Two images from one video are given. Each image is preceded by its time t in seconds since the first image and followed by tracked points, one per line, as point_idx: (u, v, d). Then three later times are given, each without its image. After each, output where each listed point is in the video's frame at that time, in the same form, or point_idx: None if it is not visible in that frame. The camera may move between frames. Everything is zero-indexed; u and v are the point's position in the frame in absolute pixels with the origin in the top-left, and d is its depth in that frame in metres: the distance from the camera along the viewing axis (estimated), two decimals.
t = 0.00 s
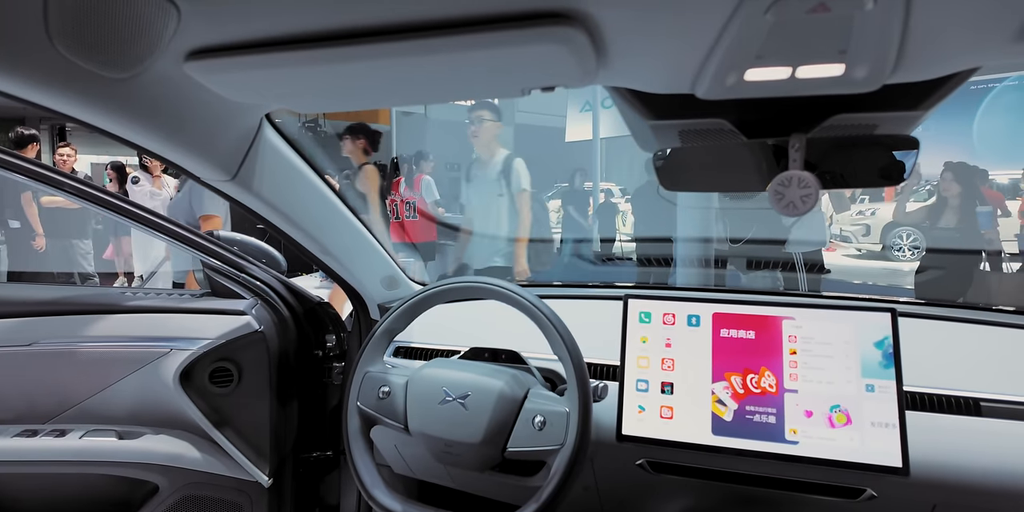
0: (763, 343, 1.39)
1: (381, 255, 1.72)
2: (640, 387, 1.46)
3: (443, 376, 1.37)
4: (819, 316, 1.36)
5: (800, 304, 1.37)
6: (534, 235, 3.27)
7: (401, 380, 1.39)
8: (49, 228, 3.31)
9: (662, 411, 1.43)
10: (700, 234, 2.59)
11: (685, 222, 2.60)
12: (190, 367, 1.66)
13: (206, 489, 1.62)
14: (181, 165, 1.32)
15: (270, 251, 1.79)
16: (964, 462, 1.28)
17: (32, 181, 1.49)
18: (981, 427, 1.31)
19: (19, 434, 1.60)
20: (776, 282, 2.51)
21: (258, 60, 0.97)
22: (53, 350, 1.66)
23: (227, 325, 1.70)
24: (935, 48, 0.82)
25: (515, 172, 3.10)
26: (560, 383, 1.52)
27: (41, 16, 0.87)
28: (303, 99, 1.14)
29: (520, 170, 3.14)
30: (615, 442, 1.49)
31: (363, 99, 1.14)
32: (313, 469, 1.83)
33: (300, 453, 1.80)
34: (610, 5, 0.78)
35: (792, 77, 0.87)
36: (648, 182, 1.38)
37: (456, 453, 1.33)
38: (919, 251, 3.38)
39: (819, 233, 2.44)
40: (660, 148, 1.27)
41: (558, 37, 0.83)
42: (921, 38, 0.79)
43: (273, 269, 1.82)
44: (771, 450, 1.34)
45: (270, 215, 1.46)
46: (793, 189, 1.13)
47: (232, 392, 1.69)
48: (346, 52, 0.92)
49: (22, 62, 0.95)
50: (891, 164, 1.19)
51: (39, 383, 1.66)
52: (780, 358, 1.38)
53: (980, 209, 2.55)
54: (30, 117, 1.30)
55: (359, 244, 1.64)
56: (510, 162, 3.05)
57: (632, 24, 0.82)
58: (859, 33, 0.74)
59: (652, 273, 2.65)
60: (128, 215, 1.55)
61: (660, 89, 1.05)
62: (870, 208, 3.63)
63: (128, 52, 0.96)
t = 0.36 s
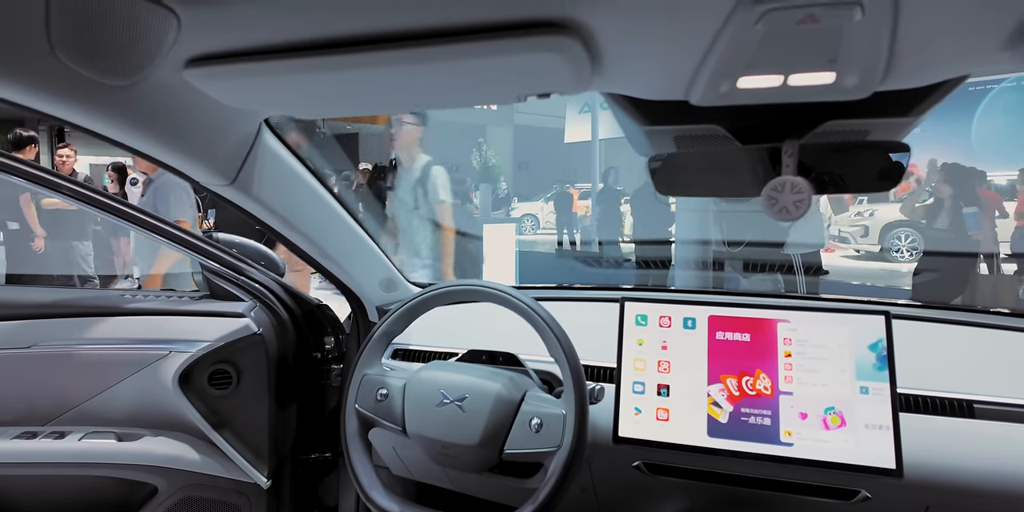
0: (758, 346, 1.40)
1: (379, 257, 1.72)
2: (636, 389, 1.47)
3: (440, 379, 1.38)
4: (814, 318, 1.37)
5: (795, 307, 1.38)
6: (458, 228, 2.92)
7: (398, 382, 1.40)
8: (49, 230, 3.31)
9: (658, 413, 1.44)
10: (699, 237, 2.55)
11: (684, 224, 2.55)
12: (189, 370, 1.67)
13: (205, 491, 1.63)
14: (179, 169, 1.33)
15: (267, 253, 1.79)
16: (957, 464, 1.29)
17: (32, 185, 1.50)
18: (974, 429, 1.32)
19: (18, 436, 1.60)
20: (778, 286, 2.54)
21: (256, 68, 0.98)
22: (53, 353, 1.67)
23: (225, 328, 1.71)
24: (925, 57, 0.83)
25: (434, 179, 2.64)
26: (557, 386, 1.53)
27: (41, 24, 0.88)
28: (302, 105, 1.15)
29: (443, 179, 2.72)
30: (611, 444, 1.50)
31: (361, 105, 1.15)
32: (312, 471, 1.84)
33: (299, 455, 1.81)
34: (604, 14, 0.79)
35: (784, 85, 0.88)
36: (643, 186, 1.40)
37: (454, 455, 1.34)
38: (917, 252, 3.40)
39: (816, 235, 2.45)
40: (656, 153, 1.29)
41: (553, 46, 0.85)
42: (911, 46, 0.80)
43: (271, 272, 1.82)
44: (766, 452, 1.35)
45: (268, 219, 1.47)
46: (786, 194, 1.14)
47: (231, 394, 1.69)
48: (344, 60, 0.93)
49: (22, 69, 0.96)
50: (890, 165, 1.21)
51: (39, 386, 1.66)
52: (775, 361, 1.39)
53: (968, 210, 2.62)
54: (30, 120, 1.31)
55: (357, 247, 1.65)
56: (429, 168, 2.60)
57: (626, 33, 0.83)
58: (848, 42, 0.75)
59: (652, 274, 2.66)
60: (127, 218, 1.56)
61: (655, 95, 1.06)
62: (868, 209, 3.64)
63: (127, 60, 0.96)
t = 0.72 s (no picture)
0: (751, 344, 1.40)
1: (373, 256, 1.72)
2: (630, 388, 1.47)
3: (433, 378, 1.38)
4: (808, 317, 1.37)
5: (789, 306, 1.38)
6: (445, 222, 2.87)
7: (392, 381, 1.40)
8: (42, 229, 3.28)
9: (652, 411, 1.44)
10: (696, 237, 2.50)
11: (683, 223, 2.53)
12: (183, 369, 1.67)
13: (199, 490, 1.63)
14: (171, 168, 1.33)
15: (263, 253, 1.77)
16: (950, 462, 1.29)
17: (26, 184, 1.50)
18: (967, 427, 1.32)
19: (11, 436, 1.60)
20: (775, 285, 2.51)
21: (247, 64, 0.98)
22: (46, 352, 1.66)
23: (219, 327, 1.70)
24: (914, 53, 0.83)
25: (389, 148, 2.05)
26: (551, 384, 1.53)
27: (30, 20, 0.87)
28: (294, 103, 1.15)
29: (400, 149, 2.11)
30: (604, 443, 1.50)
31: (353, 103, 1.15)
32: (306, 471, 1.83)
33: (293, 454, 1.81)
34: (593, 10, 0.79)
35: (774, 81, 0.88)
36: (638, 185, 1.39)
37: (447, 454, 1.33)
38: (915, 253, 3.40)
39: (813, 235, 2.46)
40: (652, 152, 1.28)
41: (543, 42, 0.84)
42: (900, 42, 0.80)
43: (267, 271, 1.82)
44: (759, 450, 1.35)
45: (262, 218, 1.47)
46: (777, 192, 1.15)
47: (225, 394, 1.69)
48: (334, 56, 0.93)
49: (11, 66, 0.95)
50: (885, 165, 1.20)
51: (32, 385, 1.66)
52: (769, 359, 1.38)
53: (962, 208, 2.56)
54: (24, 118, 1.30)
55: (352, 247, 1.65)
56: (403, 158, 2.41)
57: (615, 29, 0.83)
58: (836, 38, 0.75)
59: (650, 273, 2.64)
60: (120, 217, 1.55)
61: (646, 93, 1.06)
62: (866, 209, 3.63)
63: (117, 56, 0.96)
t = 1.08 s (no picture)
0: (742, 345, 1.40)
1: (365, 257, 1.71)
2: (621, 388, 1.47)
3: (425, 379, 1.37)
4: (798, 317, 1.37)
5: (779, 306, 1.38)
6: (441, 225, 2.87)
7: (383, 382, 1.39)
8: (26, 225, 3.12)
9: (643, 412, 1.44)
10: (693, 237, 2.53)
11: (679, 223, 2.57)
12: (174, 370, 1.66)
13: (192, 492, 1.63)
14: (161, 168, 1.32)
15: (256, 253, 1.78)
16: (939, 461, 1.30)
17: (15, 184, 1.49)
18: (957, 427, 1.32)
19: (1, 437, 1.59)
20: (771, 285, 2.53)
21: (234, 64, 0.98)
22: (37, 353, 1.66)
23: (212, 328, 1.70)
24: (899, 54, 0.83)
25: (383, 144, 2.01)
26: (543, 385, 1.53)
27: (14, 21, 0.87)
28: (283, 103, 1.15)
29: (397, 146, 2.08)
30: (596, 443, 1.50)
31: (342, 103, 1.15)
32: (299, 472, 1.83)
33: (286, 456, 1.81)
34: (579, 10, 0.79)
35: (761, 82, 0.88)
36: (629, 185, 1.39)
37: (438, 455, 1.33)
38: (911, 253, 3.40)
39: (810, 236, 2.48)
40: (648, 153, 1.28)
41: (528, 42, 0.84)
42: (885, 41, 0.79)
43: (260, 272, 1.81)
44: (750, 451, 1.35)
45: (253, 219, 1.47)
46: (765, 193, 1.14)
47: (216, 395, 1.69)
48: (320, 56, 0.93)
49: None
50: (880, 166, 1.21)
51: (23, 387, 1.65)
52: (759, 359, 1.38)
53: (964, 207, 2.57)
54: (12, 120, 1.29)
55: (341, 249, 1.64)
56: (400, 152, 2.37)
57: (601, 29, 0.83)
58: (820, 38, 0.75)
59: (645, 273, 2.64)
60: (112, 217, 1.55)
61: (635, 93, 1.06)
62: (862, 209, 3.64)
63: (103, 56, 0.96)
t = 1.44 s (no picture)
0: (730, 348, 1.42)
1: (358, 261, 1.71)
2: (611, 392, 1.48)
3: (416, 383, 1.39)
4: (784, 321, 1.39)
5: (766, 310, 1.40)
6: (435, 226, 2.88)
7: (374, 386, 1.41)
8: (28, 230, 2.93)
9: (632, 415, 1.46)
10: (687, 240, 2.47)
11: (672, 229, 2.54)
12: (168, 374, 1.67)
13: (184, 495, 1.64)
14: (154, 174, 1.34)
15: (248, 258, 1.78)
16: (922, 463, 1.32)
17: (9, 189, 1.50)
18: (940, 430, 1.34)
19: None
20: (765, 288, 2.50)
21: (226, 74, 0.99)
22: (30, 358, 1.66)
23: (205, 332, 1.71)
24: (877, 66, 0.86)
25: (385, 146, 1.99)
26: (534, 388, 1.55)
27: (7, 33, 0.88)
28: (275, 112, 1.16)
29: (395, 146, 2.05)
30: (586, 446, 1.51)
31: (333, 112, 1.16)
32: (292, 475, 1.84)
33: (280, 459, 1.82)
34: (564, 24, 0.81)
35: (743, 94, 0.89)
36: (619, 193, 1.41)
37: (429, 459, 1.35)
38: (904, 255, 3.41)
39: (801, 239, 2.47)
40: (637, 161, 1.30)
41: (515, 55, 0.86)
42: (862, 53, 0.81)
43: (253, 276, 1.82)
44: (737, 454, 1.37)
45: (245, 224, 1.48)
46: (748, 201, 1.16)
47: (210, 399, 1.69)
48: (311, 68, 0.95)
49: None
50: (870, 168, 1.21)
51: (16, 392, 1.66)
52: (746, 363, 1.41)
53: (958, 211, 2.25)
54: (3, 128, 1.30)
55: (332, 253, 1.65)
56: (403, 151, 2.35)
57: (585, 43, 0.85)
58: (798, 52, 0.77)
59: (639, 276, 2.65)
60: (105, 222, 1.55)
61: (622, 103, 1.08)
62: (855, 211, 3.65)
63: (96, 68, 0.97)
